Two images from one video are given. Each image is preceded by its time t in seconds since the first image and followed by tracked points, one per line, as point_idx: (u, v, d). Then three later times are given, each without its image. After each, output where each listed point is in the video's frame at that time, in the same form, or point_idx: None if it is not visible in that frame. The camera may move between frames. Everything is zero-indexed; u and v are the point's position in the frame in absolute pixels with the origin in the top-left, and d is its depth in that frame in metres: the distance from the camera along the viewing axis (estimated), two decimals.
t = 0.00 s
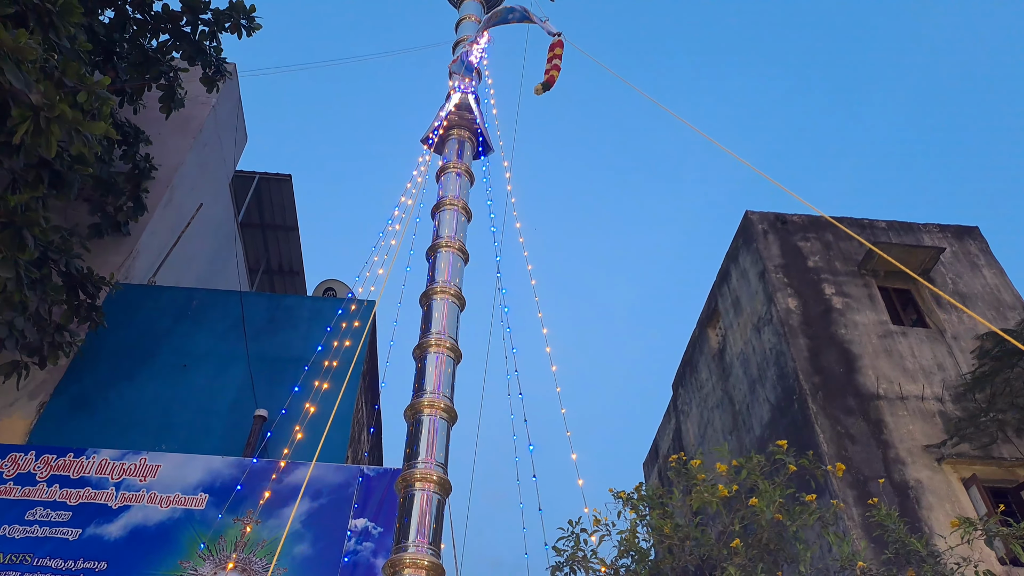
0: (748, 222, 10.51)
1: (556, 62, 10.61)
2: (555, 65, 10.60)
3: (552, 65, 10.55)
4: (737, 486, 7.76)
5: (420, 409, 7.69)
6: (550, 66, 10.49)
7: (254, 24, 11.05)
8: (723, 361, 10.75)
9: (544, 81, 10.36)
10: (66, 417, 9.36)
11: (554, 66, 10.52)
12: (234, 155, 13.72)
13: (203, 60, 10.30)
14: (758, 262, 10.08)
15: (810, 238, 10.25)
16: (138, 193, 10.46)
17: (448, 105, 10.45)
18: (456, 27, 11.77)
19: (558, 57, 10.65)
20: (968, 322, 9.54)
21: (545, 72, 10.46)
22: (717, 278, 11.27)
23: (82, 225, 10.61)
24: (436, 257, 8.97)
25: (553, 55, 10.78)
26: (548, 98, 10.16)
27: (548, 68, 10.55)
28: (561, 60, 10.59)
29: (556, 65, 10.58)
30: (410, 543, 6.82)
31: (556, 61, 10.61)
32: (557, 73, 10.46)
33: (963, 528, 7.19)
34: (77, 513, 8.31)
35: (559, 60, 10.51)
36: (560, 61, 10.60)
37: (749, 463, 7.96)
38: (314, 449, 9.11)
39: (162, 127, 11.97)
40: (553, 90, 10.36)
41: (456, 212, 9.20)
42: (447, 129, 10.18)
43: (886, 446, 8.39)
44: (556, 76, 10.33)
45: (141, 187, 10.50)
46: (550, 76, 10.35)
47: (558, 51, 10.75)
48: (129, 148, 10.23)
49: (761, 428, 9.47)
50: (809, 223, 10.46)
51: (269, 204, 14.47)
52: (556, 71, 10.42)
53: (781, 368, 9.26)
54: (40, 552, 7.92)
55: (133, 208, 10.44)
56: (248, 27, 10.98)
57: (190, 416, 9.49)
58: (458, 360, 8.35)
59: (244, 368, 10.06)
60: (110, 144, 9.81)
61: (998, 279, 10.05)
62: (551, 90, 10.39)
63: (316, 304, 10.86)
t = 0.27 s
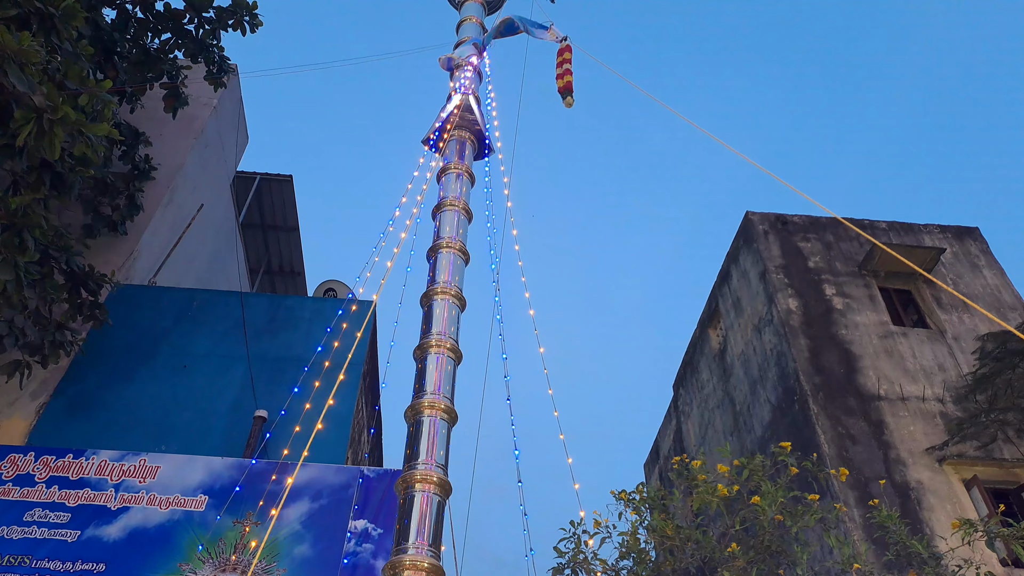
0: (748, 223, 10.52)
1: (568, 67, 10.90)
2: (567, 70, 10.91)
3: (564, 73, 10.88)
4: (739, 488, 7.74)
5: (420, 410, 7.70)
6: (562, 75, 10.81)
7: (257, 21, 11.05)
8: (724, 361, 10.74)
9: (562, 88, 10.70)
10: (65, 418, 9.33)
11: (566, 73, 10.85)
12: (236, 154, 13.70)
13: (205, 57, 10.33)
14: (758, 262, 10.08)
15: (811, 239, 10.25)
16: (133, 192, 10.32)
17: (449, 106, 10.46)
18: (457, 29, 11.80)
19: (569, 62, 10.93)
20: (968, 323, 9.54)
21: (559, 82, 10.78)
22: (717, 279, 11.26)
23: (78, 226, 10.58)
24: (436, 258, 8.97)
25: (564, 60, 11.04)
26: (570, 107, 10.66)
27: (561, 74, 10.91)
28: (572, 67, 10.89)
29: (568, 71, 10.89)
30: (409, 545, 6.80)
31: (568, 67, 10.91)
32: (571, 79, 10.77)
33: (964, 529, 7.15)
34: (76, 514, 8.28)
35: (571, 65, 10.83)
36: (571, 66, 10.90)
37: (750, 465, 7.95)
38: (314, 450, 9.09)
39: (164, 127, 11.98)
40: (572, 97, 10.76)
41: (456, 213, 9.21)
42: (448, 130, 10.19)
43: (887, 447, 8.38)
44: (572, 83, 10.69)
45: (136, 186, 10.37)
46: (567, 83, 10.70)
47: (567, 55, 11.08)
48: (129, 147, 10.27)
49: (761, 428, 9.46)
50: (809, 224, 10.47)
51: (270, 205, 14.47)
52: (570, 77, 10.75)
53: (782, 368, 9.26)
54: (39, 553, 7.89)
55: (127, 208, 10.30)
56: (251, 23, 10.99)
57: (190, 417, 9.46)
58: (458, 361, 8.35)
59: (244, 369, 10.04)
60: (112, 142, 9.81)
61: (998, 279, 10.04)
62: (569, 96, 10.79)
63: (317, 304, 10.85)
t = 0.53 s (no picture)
0: (748, 224, 10.53)
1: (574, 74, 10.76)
2: (573, 76, 10.79)
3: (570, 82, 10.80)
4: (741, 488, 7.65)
5: (421, 415, 7.71)
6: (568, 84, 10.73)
7: (256, 22, 11.08)
8: (724, 363, 10.73)
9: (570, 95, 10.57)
10: (64, 426, 9.26)
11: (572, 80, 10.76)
12: (235, 159, 13.68)
13: (207, 58, 10.32)
14: (758, 263, 10.08)
15: (810, 240, 10.27)
16: (129, 195, 10.30)
17: (448, 110, 10.48)
18: (456, 34, 11.84)
19: (573, 68, 10.83)
20: (968, 323, 9.56)
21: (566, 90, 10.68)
22: (717, 281, 11.26)
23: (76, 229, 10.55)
24: (436, 261, 8.97)
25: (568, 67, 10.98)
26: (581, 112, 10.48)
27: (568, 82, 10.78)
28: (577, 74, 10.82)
29: (574, 76, 10.79)
30: (411, 551, 6.78)
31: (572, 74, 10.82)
32: (578, 84, 10.66)
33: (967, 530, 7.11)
34: (75, 523, 8.21)
35: (576, 70, 10.71)
36: (576, 71, 10.80)
37: (754, 467, 7.94)
38: (314, 455, 9.05)
39: (164, 132, 11.98)
40: (581, 102, 10.62)
41: (456, 216, 9.21)
42: (448, 134, 10.20)
43: (889, 448, 8.37)
44: (580, 89, 10.55)
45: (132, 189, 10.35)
46: (574, 89, 10.57)
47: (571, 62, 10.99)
48: (130, 151, 10.38)
49: (763, 430, 9.44)
50: (808, 225, 10.49)
51: (269, 210, 14.45)
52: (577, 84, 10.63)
53: (783, 369, 9.25)
54: (37, 563, 7.81)
55: (125, 211, 10.30)
56: (251, 25, 11.02)
57: (190, 423, 9.40)
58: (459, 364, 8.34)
59: (244, 375, 9.99)
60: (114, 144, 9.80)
61: (997, 279, 10.06)
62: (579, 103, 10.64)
63: (317, 308, 10.81)
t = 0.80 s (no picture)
0: (748, 230, 10.52)
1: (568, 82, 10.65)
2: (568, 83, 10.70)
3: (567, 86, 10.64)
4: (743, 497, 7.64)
5: (421, 421, 7.70)
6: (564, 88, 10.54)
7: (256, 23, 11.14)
8: (725, 370, 10.70)
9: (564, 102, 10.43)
10: (64, 432, 9.24)
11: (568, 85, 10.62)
12: (236, 165, 13.70)
13: (208, 62, 10.34)
14: (759, 269, 10.07)
15: (811, 246, 10.25)
16: (132, 199, 10.33)
17: (449, 116, 10.50)
18: (457, 40, 11.87)
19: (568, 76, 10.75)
20: (969, 329, 9.53)
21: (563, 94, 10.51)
22: (718, 287, 11.23)
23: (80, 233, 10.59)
24: (437, 267, 8.97)
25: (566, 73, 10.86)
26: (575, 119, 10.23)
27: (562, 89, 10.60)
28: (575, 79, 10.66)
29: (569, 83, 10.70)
30: (411, 557, 6.78)
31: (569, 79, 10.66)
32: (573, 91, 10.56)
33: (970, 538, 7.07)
34: (75, 529, 8.19)
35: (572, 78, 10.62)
36: (571, 79, 10.70)
37: (754, 473, 7.92)
38: (314, 462, 9.02)
39: (165, 138, 12.01)
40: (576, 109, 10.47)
41: (457, 222, 9.22)
42: (448, 139, 10.22)
43: (891, 455, 8.33)
44: (575, 96, 10.42)
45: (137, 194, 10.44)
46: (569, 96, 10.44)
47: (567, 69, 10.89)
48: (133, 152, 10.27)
49: (765, 436, 9.41)
50: (809, 231, 10.48)
51: (270, 216, 14.47)
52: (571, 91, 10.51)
53: (784, 376, 9.22)
54: (36, 569, 7.79)
55: (128, 215, 10.35)
56: (250, 27, 11.06)
57: (189, 429, 9.38)
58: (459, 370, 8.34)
59: (244, 380, 9.97)
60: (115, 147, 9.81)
61: (999, 285, 10.02)
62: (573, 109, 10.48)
63: (317, 314, 10.81)
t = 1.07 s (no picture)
0: (749, 235, 10.52)
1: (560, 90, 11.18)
2: (559, 91, 11.22)
3: (557, 90, 11.20)
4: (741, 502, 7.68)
5: (421, 426, 7.72)
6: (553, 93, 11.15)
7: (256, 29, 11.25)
8: (725, 375, 10.70)
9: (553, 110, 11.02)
10: (63, 436, 9.23)
11: (558, 93, 11.22)
12: (236, 169, 13.71)
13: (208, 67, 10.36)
14: (759, 274, 10.06)
15: (811, 251, 10.25)
16: (140, 201, 10.42)
17: (449, 122, 10.52)
18: (457, 45, 11.90)
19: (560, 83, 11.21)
20: (969, 335, 9.52)
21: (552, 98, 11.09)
22: (718, 292, 11.22)
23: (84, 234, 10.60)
24: (437, 272, 8.99)
25: (557, 76, 11.35)
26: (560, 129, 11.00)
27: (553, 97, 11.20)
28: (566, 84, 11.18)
29: (561, 91, 11.18)
30: (411, 563, 6.80)
31: (560, 85, 11.21)
32: (563, 100, 11.11)
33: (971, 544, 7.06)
34: (74, 533, 8.18)
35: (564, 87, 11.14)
36: (563, 88, 11.19)
37: (754, 479, 7.91)
38: (314, 467, 9.01)
39: (166, 142, 12.02)
40: (562, 117, 11.11)
41: (457, 227, 9.24)
42: (449, 145, 10.24)
43: (892, 461, 8.33)
44: (564, 105, 10.99)
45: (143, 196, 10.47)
46: (557, 104, 11.01)
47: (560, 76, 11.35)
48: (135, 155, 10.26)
49: (765, 442, 9.40)
50: (809, 236, 10.48)
51: (270, 220, 14.47)
52: (562, 99, 11.03)
53: (784, 381, 9.21)
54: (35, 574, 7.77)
55: (133, 216, 10.38)
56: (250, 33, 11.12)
57: (189, 434, 9.37)
58: (459, 375, 8.36)
59: (244, 385, 9.96)
60: (116, 152, 9.81)
61: (999, 291, 10.02)
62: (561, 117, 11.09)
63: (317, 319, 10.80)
